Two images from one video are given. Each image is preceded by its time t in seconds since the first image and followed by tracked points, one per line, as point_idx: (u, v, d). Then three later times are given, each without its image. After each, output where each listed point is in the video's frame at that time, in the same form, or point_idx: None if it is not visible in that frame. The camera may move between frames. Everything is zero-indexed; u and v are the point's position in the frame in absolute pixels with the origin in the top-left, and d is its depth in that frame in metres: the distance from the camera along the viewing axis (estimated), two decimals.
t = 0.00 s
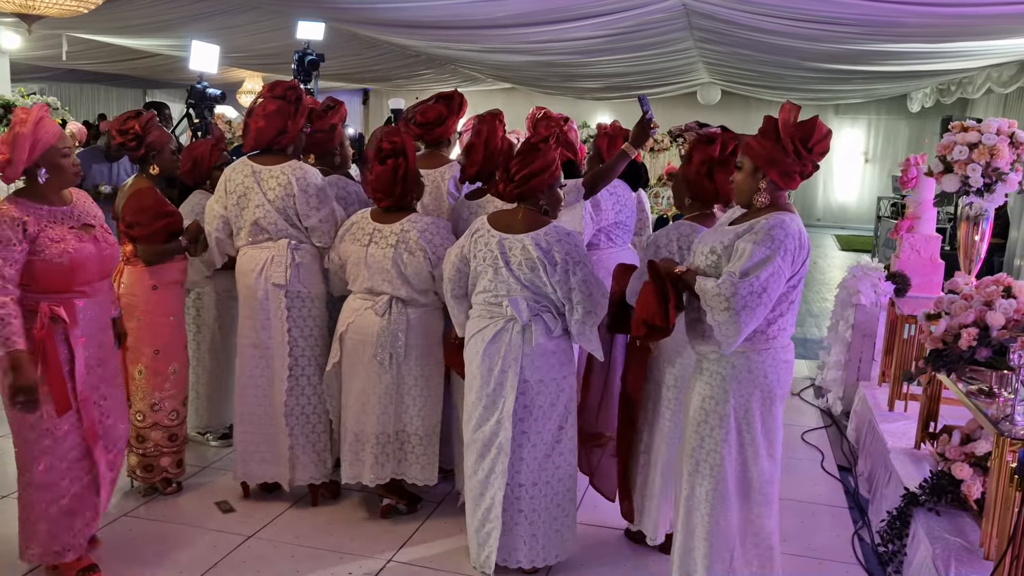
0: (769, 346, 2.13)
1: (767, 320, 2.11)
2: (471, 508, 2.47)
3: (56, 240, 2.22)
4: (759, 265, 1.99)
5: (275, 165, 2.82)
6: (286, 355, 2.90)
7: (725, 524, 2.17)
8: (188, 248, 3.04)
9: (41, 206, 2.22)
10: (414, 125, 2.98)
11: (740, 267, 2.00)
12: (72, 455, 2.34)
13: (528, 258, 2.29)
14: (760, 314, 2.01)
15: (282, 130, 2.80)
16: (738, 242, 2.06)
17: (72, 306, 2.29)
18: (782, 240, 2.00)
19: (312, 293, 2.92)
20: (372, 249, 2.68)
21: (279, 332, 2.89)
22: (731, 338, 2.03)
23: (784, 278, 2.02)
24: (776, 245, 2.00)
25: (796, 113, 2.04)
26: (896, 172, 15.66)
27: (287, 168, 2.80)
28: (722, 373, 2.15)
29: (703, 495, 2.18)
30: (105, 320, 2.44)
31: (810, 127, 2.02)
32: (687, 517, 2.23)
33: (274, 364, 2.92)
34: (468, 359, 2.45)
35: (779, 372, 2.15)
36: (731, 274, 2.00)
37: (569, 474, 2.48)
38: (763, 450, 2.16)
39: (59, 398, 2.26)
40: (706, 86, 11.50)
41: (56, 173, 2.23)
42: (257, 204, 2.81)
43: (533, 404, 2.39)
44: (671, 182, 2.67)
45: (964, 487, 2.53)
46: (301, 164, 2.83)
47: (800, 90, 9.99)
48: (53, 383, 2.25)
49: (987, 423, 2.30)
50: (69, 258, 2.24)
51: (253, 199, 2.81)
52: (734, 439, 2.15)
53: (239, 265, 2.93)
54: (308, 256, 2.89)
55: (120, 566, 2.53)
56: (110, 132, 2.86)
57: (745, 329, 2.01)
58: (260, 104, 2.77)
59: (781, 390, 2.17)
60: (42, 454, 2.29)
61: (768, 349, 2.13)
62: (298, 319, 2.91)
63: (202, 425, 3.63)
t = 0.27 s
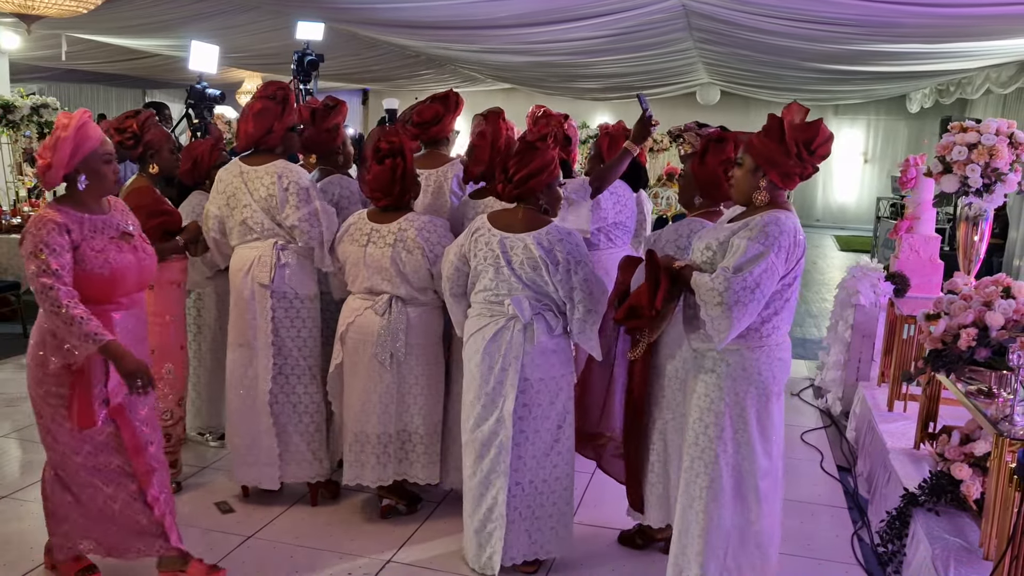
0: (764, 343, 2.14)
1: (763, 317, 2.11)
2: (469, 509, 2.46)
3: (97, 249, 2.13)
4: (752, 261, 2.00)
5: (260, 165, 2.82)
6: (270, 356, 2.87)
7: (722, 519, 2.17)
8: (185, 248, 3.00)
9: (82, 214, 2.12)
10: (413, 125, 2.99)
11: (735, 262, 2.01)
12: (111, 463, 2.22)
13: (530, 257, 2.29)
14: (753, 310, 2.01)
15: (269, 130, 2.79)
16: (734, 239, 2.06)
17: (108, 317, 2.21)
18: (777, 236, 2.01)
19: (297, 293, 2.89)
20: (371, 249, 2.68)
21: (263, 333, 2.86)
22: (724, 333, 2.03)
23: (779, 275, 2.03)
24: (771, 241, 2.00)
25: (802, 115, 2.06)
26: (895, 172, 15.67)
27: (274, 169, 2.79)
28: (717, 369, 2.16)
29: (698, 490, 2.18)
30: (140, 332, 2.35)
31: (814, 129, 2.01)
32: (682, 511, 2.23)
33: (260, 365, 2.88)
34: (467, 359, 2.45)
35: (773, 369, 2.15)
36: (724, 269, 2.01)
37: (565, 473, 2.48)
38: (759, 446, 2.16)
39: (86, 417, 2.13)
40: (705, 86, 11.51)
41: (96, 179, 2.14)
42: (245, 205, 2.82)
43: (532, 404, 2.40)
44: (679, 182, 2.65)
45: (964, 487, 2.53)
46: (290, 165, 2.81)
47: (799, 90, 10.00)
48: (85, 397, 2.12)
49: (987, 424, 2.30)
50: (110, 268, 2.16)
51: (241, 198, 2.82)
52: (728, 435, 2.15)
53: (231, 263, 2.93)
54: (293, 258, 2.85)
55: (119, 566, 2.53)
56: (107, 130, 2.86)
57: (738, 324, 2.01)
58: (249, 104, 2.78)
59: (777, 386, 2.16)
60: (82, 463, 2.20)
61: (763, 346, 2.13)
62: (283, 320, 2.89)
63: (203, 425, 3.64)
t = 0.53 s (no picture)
0: (763, 346, 2.14)
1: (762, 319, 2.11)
2: (473, 509, 2.47)
3: (153, 251, 2.01)
4: (756, 261, 1.99)
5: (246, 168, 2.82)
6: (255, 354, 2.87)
7: (720, 520, 2.17)
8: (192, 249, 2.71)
9: (138, 214, 2.02)
10: (414, 125, 2.98)
11: (739, 263, 2.00)
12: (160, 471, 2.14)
13: (533, 257, 2.29)
14: (755, 309, 2.00)
15: (258, 130, 2.80)
16: (735, 240, 2.06)
17: (160, 324, 2.07)
18: (779, 237, 2.01)
19: (285, 295, 2.88)
20: (369, 251, 2.68)
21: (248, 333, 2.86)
22: (730, 335, 2.03)
23: (782, 276, 2.03)
24: (774, 242, 2.00)
25: (789, 114, 2.06)
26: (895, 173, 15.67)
27: (261, 169, 2.78)
28: (716, 372, 2.15)
29: (695, 490, 2.18)
30: (192, 339, 2.22)
31: (804, 127, 2.02)
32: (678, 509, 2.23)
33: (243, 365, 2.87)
34: (469, 360, 2.46)
35: (772, 369, 2.16)
36: (728, 269, 2.00)
37: (567, 473, 2.48)
38: (755, 447, 2.16)
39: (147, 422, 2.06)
40: (705, 87, 11.51)
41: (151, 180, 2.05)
42: (234, 207, 2.84)
43: (537, 405, 2.39)
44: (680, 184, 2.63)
45: (964, 487, 2.53)
46: (279, 165, 2.80)
47: (799, 91, 10.00)
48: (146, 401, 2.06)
49: (987, 425, 2.30)
50: (166, 270, 2.04)
51: (231, 198, 2.84)
52: (728, 439, 2.15)
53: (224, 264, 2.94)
54: (280, 261, 2.84)
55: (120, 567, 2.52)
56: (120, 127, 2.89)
57: (741, 322, 2.01)
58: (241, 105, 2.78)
59: (774, 386, 2.17)
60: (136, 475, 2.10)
61: (762, 349, 2.14)
62: (270, 320, 2.88)
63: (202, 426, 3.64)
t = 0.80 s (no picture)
0: (768, 345, 2.14)
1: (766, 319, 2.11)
2: (473, 511, 2.45)
3: (190, 255, 1.97)
4: (760, 258, 1.99)
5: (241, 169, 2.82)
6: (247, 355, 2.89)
7: (729, 520, 2.17)
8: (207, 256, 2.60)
9: (180, 218, 2.00)
10: (414, 125, 2.98)
11: (742, 262, 1.99)
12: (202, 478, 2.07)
13: (535, 259, 2.29)
14: (765, 307, 2.00)
15: (252, 130, 2.79)
16: (733, 238, 2.05)
17: (201, 329, 2.05)
18: (777, 232, 2.01)
19: (275, 296, 2.87)
20: (367, 253, 2.68)
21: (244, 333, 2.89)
22: (745, 338, 2.02)
23: (783, 271, 2.03)
24: (774, 237, 2.00)
25: (771, 113, 2.06)
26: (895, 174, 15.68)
27: (254, 169, 2.79)
28: (724, 374, 2.14)
29: (708, 495, 2.18)
30: (230, 346, 2.19)
31: (787, 126, 2.02)
32: (690, 515, 2.20)
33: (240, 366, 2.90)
34: (471, 362, 2.45)
35: (778, 368, 2.16)
36: (732, 271, 1.99)
37: (569, 474, 2.47)
38: (763, 447, 2.17)
39: (181, 430, 2.00)
40: (705, 87, 11.52)
41: (196, 182, 2.02)
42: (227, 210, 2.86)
43: (540, 407, 2.40)
44: (676, 184, 2.63)
45: (964, 488, 2.53)
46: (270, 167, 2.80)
47: (799, 92, 10.01)
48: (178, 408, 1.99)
49: (986, 425, 2.30)
50: (203, 275, 2.00)
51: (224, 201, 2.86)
52: (738, 440, 2.15)
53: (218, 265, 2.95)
54: (271, 263, 2.85)
55: (119, 569, 2.51)
56: (127, 125, 2.90)
57: (753, 323, 2.00)
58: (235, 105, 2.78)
59: (781, 384, 2.18)
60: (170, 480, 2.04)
61: (767, 348, 2.14)
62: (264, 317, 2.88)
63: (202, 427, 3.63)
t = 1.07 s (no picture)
0: (769, 342, 2.13)
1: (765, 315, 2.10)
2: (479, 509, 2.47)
3: (237, 274, 1.90)
4: (753, 253, 1.99)
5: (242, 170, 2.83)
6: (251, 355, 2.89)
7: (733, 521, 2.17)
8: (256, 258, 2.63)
9: (223, 232, 1.92)
10: (414, 125, 2.97)
11: (738, 257, 1.99)
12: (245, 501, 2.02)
13: (535, 260, 2.29)
14: (760, 303, 2.00)
15: (257, 130, 2.79)
16: (725, 235, 2.05)
17: (252, 349, 1.98)
18: (769, 225, 2.01)
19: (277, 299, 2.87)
20: (375, 253, 2.67)
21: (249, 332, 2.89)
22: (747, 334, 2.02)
23: (778, 263, 2.03)
24: (766, 232, 2.00)
25: (751, 112, 2.05)
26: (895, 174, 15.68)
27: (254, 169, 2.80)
28: (725, 374, 2.14)
29: (710, 494, 2.18)
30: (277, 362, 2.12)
31: (768, 124, 2.01)
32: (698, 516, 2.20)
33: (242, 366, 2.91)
34: (473, 362, 2.45)
35: (779, 365, 2.16)
36: (727, 270, 1.99)
37: (572, 475, 2.47)
38: (767, 446, 2.18)
39: (230, 455, 1.95)
40: (705, 88, 11.52)
41: (239, 193, 1.95)
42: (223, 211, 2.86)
43: (541, 407, 2.40)
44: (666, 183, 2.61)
45: (964, 489, 2.53)
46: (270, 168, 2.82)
47: (799, 92, 10.01)
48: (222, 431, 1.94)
49: (986, 426, 2.29)
50: (252, 295, 1.92)
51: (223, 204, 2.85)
52: (740, 440, 2.15)
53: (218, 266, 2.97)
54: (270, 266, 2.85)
55: (118, 569, 2.51)
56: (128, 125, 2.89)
57: (751, 321, 2.01)
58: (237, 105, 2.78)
59: (784, 381, 2.18)
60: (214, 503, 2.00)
61: (768, 346, 2.13)
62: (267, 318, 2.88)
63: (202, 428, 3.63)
